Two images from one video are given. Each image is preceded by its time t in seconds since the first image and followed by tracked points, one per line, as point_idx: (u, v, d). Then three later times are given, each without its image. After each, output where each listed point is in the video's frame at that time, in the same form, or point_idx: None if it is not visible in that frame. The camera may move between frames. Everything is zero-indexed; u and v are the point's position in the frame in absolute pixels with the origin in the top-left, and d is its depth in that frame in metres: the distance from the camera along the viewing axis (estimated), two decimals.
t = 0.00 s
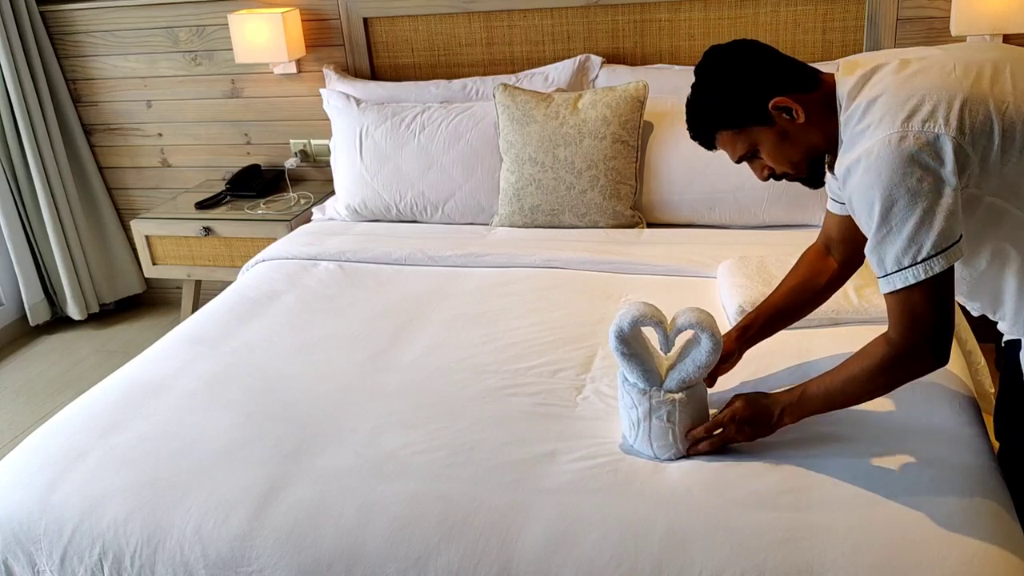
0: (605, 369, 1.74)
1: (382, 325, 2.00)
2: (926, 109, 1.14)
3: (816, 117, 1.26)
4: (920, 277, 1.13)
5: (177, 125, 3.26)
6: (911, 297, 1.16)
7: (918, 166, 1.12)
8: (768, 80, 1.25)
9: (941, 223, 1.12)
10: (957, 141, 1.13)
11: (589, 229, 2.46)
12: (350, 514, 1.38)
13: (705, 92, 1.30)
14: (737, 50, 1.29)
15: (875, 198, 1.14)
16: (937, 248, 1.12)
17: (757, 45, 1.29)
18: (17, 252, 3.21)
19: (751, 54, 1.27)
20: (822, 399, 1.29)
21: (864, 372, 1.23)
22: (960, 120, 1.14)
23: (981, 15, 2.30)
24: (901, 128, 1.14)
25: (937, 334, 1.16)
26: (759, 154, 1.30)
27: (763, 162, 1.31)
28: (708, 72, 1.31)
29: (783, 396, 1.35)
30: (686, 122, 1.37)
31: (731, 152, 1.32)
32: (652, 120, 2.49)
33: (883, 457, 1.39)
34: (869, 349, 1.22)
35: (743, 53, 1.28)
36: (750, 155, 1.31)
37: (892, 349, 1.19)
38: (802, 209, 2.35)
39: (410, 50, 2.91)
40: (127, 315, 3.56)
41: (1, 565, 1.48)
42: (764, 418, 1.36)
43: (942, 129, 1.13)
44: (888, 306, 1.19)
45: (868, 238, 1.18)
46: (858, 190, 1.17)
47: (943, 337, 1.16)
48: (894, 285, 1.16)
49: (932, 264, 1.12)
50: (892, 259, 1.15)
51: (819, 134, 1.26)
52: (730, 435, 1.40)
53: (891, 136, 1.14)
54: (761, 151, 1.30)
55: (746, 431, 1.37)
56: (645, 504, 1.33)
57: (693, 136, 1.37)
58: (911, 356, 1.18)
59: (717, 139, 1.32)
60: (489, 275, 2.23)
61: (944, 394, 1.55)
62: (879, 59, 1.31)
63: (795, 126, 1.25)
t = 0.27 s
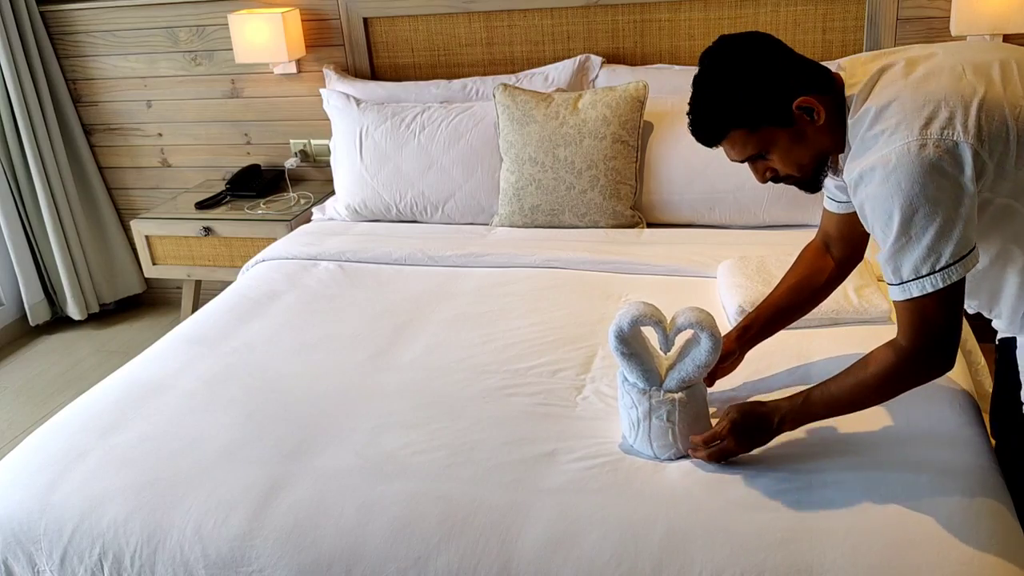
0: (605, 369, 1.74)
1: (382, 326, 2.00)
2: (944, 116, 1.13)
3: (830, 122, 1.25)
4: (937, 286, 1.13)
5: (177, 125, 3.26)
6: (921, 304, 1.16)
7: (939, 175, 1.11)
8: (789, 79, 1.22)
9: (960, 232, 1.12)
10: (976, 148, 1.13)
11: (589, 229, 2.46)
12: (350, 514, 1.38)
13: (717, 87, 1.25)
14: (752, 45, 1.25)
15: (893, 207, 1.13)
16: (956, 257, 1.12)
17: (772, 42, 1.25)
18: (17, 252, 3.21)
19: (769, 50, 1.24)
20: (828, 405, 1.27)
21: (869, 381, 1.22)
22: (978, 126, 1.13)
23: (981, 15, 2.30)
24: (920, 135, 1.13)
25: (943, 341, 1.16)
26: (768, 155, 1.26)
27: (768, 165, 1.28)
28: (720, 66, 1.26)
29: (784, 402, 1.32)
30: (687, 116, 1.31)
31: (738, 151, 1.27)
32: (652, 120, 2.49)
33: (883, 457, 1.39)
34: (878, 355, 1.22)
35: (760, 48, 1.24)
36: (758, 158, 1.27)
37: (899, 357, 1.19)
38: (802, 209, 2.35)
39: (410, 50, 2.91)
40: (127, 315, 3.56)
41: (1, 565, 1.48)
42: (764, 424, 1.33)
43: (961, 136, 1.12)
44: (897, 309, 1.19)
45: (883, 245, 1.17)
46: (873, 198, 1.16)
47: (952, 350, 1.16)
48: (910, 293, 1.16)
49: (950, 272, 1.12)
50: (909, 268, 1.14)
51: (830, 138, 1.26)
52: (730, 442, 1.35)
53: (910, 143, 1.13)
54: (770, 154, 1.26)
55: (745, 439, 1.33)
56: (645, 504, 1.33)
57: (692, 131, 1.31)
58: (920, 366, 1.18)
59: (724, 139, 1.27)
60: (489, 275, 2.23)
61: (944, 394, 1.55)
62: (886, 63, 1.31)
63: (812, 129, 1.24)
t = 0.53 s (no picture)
0: (606, 369, 1.74)
1: (382, 326, 2.00)
2: (946, 119, 1.13)
3: (828, 128, 1.25)
4: (937, 292, 1.14)
5: (177, 125, 3.26)
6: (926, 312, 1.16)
7: (941, 179, 1.11)
8: (790, 84, 1.21)
9: (959, 237, 1.12)
10: (977, 152, 1.13)
11: (589, 229, 2.46)
12: (351, 514, 1.38)
13: (716, 87, 1.25)
14: (754, 46, 1.24)
15: (894, 212, 1.13)
16: (955, 263, 1.12)
17: (775, 44, 1.25)
18: (17, 252, 3.21)
19: (772, 53, 1.23)
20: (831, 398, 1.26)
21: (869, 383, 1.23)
22: (979, 130, 1.13)
23: (981, 15, 2.30)
24: (921, 139, 1.13)
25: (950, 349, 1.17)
26: (763, 159, 1.26)
27: (761, 168, 1.28)
28: (720, 66, 1.25)
29: (788, 392, 1.31)
30: (684, 114, 1.30)
31: (733, 153, 1.27)
32: (652, 120, 2.49)
33: (883, 458, 1.39)
34: (878, 359, 1.22)
35: (762, 50, 1.24)
36: (752, 161, 1.27)
37: (899, 364, 1.19)
38: (802, 210, 2.35)
39: (410, 50, 2.91)
40: (127, 315, 3.56)
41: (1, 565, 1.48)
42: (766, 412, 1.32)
43: (962, 140, 1.12)
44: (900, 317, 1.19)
45: (882, 249, 1.17)
46: (873, 203, 1.16)
47: (953, 356, 1.17)
48: (909, 299, 1.16)
49: (950, 278, 1.13)
50: (909, 273, 1.14)
51: (828, 145, 1.26)
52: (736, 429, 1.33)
53: (912, 147, 1.13)
54: (765, 157, 1.26)
55: (747, 424, 1.32)
56: (645, 505, 1.33)
57: (687, 128, 1.31)
58: (920, 372, 1.18)
59: (721, 139, 1.27)
60: (489, 275, 2.23)
61: (944, 394, 1.55)
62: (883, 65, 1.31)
63: (811, 136, 1.24)
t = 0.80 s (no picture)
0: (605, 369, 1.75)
1: (381, 326, 2.00)
2: (936, 124, 1.13)
3: (818, 134, 1.25)
4: (937, 291, 1.16)
5: (177, 125, 3.26)
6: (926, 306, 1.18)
7: (934, 185, 1.12)
8: (783, 90, 1.21)
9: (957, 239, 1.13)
10: (970, 155, 1.13)
11: (589, 229, 2.46)
12: (351, 514, 1.38)
13: (709, 90, 1.25)
14: (751, 51, 1.24)
15: (890, 219, 1.14)
16: (953, 264, 1.14)
17: (771, 49, 1.25)
18: (17, 252, 3.21)
19: (766, 58, 1.23)
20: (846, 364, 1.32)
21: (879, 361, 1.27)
22: (971, 134, 1.14)
23: (981, 15, 2.30)
24: (913, 146, 1.13)
25: (952, 335, 1.19)
26: (753, 163, 1.27)
27: (751, 171, 1.28)
28: (715, 69, 1.25)
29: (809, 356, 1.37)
30: (677, 114, 1.30)
31: (723, 156, 1.28)
32: (652, 120, 2.49)
33: (882, 458, 1.39)
34: (885, 340, 1.26)
35: (757, 55, 1.23)
36: (742, 164, 1.27)
37: (906, 351, 1.23)
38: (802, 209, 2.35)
39: (410, 50, 2.91)
40: (127, 315, 3.56)
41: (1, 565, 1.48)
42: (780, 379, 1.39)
43: (954, 144, 1.13)
44: (903, 310, 1.22)
45: (882, 253, 1.18)
46: (869, 209, 1.17)
47: (955, 346, 1.20)
48: (913, 297, 1.18)
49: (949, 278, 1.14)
50: (911, 275, 1.16)
51: (818, 152, 1.26)
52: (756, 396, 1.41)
53: (903, 154, 1.13)
54: (755, 161, 1.27)
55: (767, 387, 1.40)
56: (644, 504, 1.34)
57: (681, 128, 1.31)
58: (924, 359, 1.22)
59: (713, 141, 1.27)
60: (489, 275, 2.23)
61: (944, 395, 1.55)
62: (879, 68, 1.31)
63: (800, 143, 1.24)
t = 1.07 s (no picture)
0: (605, 369, 1.74)
1: (381, 326, 2.00)
2: (932, 125, 1.13)
3: (816, 135, 1.25)
4: (925, 288, 1.17)
5: (177, 125, 3.26)
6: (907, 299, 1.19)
7: (928, 185, 1.12)
8: (781, 91, 1.21)
9: (948, 238, 1.14)
10: (966, 156, 1.13)
11: (589, 229, 2.46)
12: (351, 514, 1.38)
13: (708, 89, 1.24)
14: (748, 51, 1.24)
15: (883, 217, 1.15)
16: (943, 262, 1.15)
17: (768, 49, 1.25)
18: (17, 252, 3.21)
19: (765, 59, 1.23)
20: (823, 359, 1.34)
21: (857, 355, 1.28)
22: (968, 135, 1.13)
23: (981, 15, 2.30)
24: (908, 146, 1.13)
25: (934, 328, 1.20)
26: (750, 162, 1.27)
27: (748, 171, 1.29)
28: (714, 68, 1.25)
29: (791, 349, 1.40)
30: (676, 111, 1.30)
31: (721, 155, 1.28)
32: (652, 120, 2.49)
33: (883, 457, 1.39)
34: (866, 335, 1.28)
35: (756, 55, 1.23)
36: (739, 163, 1.27)
37: (887, 345, 1.24)
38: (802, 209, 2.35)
39: (410, 50, 2.91)
40: (127, 315, 3.56)
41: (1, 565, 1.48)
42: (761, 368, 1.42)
43: (950, 145, 1.12)
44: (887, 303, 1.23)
45: (872, 249, 1.19)
46: (863, 206, 1.17)
47: (935, 343, 1.21)
48: (900, 291, 1.19)
49: (938, 275, 1.15)
50: (900, 270, 1.17)
51: (815, 152, 1.26)
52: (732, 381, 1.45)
53: (898, 154, 1.13)
54: (752, 160, 1.27)
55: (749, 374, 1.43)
56: (645, 504, 1.33)
57: (678, 126, 1.31)
58: (903, 354, 1.23)
59: (710, 140, 1.27)
60: (489, 275, 2.23)
61: (944, 395, 1.55)
62: (876, 68, 1.30)
63: (796, 143, 1.24)
